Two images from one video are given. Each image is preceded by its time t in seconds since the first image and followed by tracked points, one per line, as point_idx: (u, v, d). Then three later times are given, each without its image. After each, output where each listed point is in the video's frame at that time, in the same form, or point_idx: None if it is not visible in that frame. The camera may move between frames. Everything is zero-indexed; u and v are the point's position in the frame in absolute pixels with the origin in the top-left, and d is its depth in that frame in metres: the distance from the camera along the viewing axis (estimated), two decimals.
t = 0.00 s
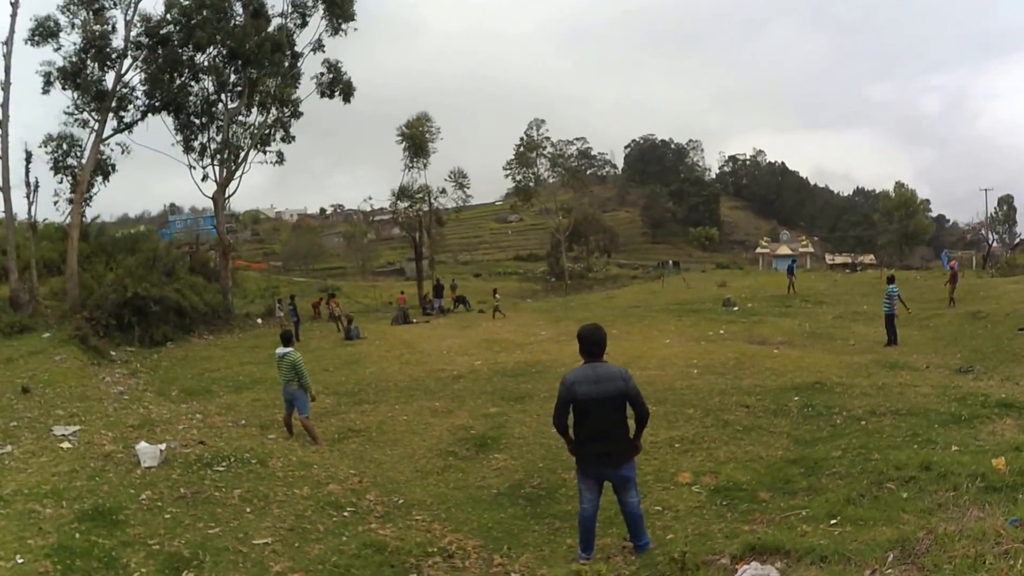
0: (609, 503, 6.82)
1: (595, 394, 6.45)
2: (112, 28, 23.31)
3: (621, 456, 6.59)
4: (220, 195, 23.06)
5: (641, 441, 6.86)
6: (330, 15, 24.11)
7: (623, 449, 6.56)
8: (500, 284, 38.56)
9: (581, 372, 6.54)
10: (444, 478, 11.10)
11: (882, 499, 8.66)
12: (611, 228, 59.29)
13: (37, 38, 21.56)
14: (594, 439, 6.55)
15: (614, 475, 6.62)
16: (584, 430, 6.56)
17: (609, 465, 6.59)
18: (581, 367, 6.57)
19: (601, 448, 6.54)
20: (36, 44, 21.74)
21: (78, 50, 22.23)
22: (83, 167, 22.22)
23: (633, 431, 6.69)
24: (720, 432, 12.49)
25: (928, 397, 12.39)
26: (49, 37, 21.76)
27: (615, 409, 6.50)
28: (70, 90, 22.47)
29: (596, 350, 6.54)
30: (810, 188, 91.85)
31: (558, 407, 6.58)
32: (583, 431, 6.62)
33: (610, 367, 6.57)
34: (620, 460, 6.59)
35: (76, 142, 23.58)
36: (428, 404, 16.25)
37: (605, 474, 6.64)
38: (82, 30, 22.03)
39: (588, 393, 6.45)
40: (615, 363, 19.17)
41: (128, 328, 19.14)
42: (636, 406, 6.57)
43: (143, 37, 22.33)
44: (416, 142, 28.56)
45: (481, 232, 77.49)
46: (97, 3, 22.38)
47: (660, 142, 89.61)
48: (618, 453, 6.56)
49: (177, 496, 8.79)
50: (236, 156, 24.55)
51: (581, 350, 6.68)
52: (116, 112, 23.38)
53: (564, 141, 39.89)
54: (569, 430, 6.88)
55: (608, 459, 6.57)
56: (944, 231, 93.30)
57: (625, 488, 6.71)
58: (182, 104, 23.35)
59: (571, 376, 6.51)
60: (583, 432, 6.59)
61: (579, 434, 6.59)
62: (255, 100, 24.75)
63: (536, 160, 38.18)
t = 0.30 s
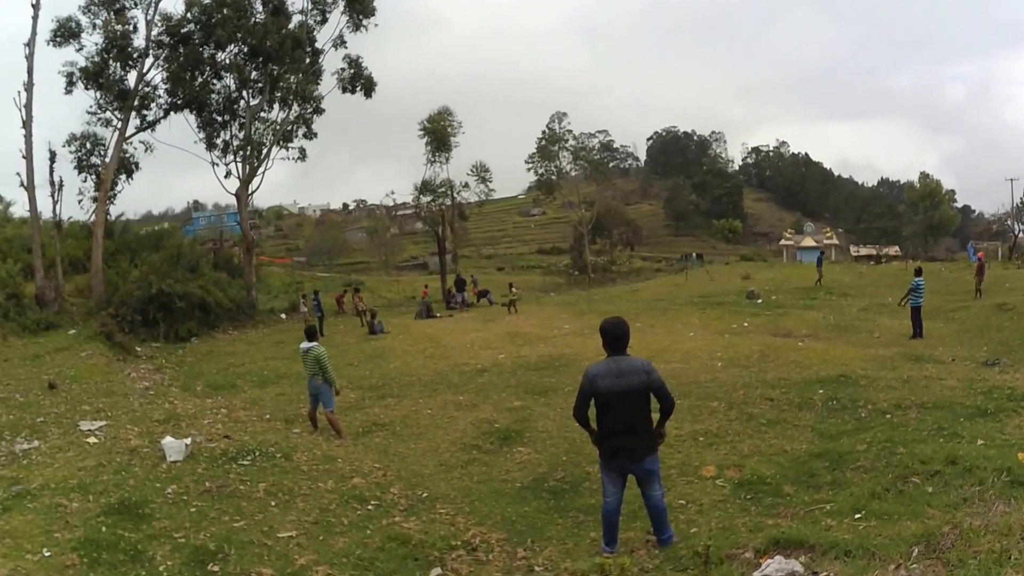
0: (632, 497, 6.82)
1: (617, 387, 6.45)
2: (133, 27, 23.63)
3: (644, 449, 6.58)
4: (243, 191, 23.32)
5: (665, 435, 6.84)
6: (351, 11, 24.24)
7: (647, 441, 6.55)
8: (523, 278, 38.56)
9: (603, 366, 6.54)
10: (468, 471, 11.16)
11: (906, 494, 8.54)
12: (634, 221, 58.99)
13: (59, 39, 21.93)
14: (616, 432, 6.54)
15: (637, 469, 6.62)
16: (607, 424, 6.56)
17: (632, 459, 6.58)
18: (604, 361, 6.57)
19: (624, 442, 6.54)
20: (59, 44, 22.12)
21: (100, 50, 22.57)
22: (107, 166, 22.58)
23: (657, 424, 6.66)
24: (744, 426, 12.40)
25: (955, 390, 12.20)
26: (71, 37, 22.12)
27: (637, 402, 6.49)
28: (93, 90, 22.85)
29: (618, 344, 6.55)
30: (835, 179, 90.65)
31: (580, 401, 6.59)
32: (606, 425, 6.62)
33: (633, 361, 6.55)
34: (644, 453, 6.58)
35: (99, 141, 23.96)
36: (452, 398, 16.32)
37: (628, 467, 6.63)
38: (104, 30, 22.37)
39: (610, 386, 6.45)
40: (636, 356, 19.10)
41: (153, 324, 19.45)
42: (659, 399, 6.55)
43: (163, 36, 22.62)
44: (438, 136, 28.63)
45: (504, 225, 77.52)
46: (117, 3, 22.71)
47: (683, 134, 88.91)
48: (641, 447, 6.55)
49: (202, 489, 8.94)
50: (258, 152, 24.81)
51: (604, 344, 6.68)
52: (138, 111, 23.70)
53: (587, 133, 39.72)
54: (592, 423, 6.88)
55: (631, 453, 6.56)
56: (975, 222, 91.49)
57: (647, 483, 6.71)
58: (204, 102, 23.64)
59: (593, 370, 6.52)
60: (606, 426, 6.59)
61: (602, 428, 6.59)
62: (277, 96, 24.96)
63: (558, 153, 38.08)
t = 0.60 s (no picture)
0: (652, 489, 6.84)
1: (637, 381, 6.42)
2: (151, 27, 23.89)
3: (665, 443, 6.58)
4: (263, 188, 23.53)
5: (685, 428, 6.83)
6: (368, 8, 24.30)
7: (667, 435, 6.55)
8: (542, 272, 38.53)
9: (622, 360, 6.51)
10: (489, 465, 11.20)
11: (929, 489, 8.44)
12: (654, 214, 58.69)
13: (78, 40, 22.23)
14: (637, 427, 6.54)
15: (657, 463, 6.63)
16: (627, 417, 6.56)
17: (653, 453, 6.58)
18: (623, 354, 6.55)
19: (645, 436, 6.54)
20: (78, 46, 22.42)
21: (118, 50, 22.86)
22: (127, 164, 22.87)
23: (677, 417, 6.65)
24: (765, 420, 12.31)
25: (979, 383, 12.04)
26: (90, 39, 22.41)
27: (658, 396, 6.48)
28: (112, 90, 23.15)
29: (638, 338, 6.51)
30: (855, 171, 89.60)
31: (600, 396, 6.57)
32: (626, 418, 6.61)
33: (652, 354, 6.52)
34: (664, 447, 6.58)
35: (119, 140, 24.27)
36: (472, 392, 16.38)
37: (648, 461, 6.64)
38: (122, 30, 22.65)
39: (630, 381, 6.43)
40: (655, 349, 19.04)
41: (175, 320, 19.70)
42: (680, 393, 6.53)
43: (181, 35, 22.85)
44: (456, 131, 28.67)
45: (523, 219, 77.46)
46: (135, 4, 22.96)
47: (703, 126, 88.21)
48: (661, 441, 6.55)
49: (225, 484, 9.06)
50: (278, 149, 25.00)
51: (623, 338, 6.65)
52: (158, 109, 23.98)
53: (605, 126, 39.53)
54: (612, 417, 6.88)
55: (652, 446, 6.56)
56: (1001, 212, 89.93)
57: (668, 476, 6.72)
58: (223, 100, 23.86)
59: (613, 364, 6.50)
60: (626, 420, 6.58)
61: (622, 422, 6.59)
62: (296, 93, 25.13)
63: (577, 147, 37.95)
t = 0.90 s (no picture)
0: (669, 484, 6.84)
1: (655, 376, 6.41)
2: (166, 26, 24.09)
3: (682, 437, 6.57)
4: (280, 185, 23.68)
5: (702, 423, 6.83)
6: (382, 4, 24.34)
7: (685, 430, 6.55)
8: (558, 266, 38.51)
9: (640, 355, 6.50)
10: (506, 459, 11.24)
11: (947, 483, 8.36)
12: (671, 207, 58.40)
13: (94, 40, 22.47)
14: (655, 421, 6.53)
15: (674, 457, 6.62)
16: (645, 412, 6.55)
17: (670, 447, 6.58)
18: (641, 349, 6.53)
19: (663, 431, 6.54)
20: (94, 46, 22.66)
21: (134, 50, 23.09)
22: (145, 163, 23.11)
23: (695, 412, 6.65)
24: (783, 414, 12.24)
25: (999, 377, 11.90)
26: (105, 39, 22.64)
27: (676, 391, 6.46)
28: (128, 89, 23.39)
29: (656, 333, 6.49)
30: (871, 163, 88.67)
31: (617, 391, 6.57)
32: (644, 413, 6.60)
33: (670, 349, 6.50)
34: (682, 442, 6.58)
35: (136, 138, 24.52)
36: (490, 386, 16.43)
37: (666, 456, 6.64)
38: (137, 30, 22.87)
39: (648, 376, 6.42)
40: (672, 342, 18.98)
41: (192, 317, 19.92)
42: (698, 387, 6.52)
43: (196, 34, 23.03)
44: (472, 126, 28.68)
45: (539, 214, 77.37)
46: (150, 3, 23.15)
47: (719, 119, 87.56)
48: (679, 436, 6.55)
49: (243, 479, 9.17)
50: (294, 145, 25.14)
51: (641, 332, 6.64)
52: (174, 108, 24.19)
53: (621, 120, 39.34)
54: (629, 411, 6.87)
55: (670, 441, 6.56)
56: None
57: (685, 471, 6.73)
58: (239, 97, 24.03)
59: (630, 359, 6.48)
60: (644, 414, 6.58)
61: (640, 417, 6.58)
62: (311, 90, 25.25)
63: (592, 141, 37.83)
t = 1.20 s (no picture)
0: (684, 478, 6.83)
1: (668, 370, 6.40)
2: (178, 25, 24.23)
3: (696, 431, 6.57)
4: (293, 181, 23.79)
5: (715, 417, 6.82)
6: None
7: (699, 423, 6.54)
8: (571, 260, 38.45)
9: (653, 349, 6.50)
10: (520, 453, 11.27)
11: (962, 478, 8.30)
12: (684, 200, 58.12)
13: (106, 40, 22.65)
14: (669, 415, 6.52)
15: (688, 451, 6.61)
16: (658, 406, 6.54)
17: (684, 441, 6.57)
18: (654, 343, 6.52)
19: (677, 424, 6.52)
20: (106, 46, 22.84)
21: (146, 49, 23.26)
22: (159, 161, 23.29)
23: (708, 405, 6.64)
24: (797, 407, 12.17)
25: (1015, 371, 11.79)
26: (118, 38, 22.81)
27: (689, 385, 6.45)
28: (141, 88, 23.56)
29: (668, 327, 6.48)
30: (885, 155, 87.82)
31: (631, 385, 6.56)
32: (657, 407, 6.59)
33: (683, 343, 6.49)
34: (695, 435, 6.57)
35: (149, 137, 24.70)
36: (503, 380, 16.46)
37: (680, 450, 6.63)
38: (149, 29, 23.04)
39: (662, 370, 6.41)
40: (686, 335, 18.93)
41: (207, 313, 20.09)
42: (711, 381, 6.51)
43: (208, 32, 23.15)
44: (484, 121, 28.67)
45: (552, 207, 77.24)
46: (161, 2, 23.29)
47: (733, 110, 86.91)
48: (693, 429, 6.54)
49: (257, 475, 9.26)
50: (307, 141, 25.23)
51: (654, 326, 6.63)
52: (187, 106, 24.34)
53: (633, 113, 39.15)
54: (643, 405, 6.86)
55: (683, 435, 6.55)
56: None
57: (699, 465, 6.72)
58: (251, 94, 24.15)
59: (643, 353, 6.48)
60: (657, 408, 6.57)
61: (653, 410, 6.58)
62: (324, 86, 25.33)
63: (605, 134, 37.69)
